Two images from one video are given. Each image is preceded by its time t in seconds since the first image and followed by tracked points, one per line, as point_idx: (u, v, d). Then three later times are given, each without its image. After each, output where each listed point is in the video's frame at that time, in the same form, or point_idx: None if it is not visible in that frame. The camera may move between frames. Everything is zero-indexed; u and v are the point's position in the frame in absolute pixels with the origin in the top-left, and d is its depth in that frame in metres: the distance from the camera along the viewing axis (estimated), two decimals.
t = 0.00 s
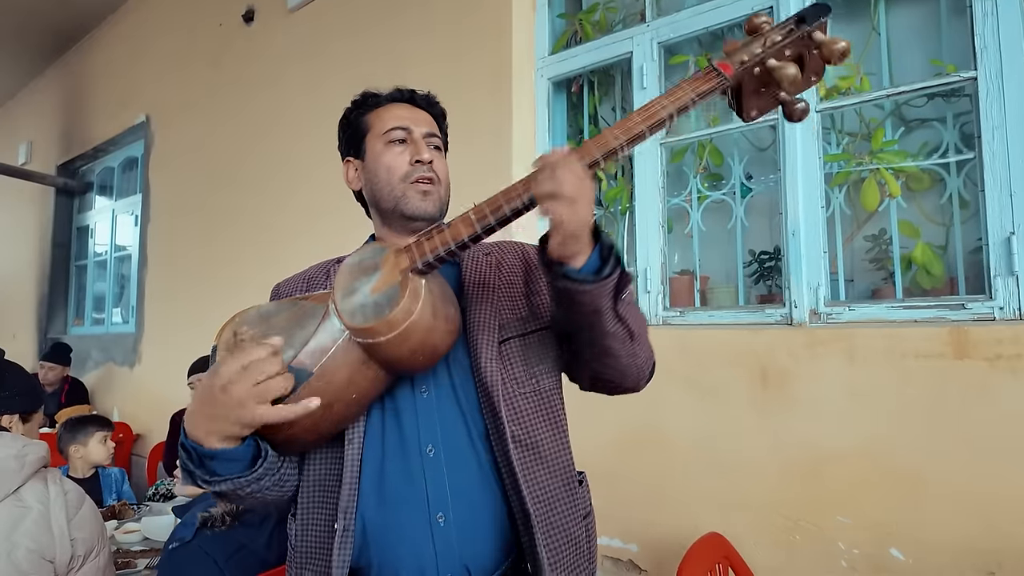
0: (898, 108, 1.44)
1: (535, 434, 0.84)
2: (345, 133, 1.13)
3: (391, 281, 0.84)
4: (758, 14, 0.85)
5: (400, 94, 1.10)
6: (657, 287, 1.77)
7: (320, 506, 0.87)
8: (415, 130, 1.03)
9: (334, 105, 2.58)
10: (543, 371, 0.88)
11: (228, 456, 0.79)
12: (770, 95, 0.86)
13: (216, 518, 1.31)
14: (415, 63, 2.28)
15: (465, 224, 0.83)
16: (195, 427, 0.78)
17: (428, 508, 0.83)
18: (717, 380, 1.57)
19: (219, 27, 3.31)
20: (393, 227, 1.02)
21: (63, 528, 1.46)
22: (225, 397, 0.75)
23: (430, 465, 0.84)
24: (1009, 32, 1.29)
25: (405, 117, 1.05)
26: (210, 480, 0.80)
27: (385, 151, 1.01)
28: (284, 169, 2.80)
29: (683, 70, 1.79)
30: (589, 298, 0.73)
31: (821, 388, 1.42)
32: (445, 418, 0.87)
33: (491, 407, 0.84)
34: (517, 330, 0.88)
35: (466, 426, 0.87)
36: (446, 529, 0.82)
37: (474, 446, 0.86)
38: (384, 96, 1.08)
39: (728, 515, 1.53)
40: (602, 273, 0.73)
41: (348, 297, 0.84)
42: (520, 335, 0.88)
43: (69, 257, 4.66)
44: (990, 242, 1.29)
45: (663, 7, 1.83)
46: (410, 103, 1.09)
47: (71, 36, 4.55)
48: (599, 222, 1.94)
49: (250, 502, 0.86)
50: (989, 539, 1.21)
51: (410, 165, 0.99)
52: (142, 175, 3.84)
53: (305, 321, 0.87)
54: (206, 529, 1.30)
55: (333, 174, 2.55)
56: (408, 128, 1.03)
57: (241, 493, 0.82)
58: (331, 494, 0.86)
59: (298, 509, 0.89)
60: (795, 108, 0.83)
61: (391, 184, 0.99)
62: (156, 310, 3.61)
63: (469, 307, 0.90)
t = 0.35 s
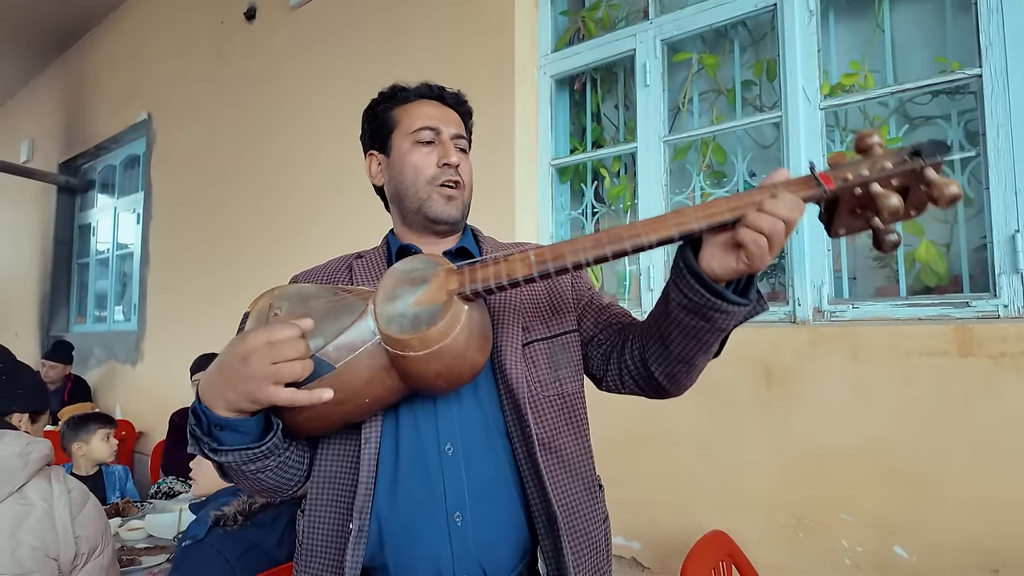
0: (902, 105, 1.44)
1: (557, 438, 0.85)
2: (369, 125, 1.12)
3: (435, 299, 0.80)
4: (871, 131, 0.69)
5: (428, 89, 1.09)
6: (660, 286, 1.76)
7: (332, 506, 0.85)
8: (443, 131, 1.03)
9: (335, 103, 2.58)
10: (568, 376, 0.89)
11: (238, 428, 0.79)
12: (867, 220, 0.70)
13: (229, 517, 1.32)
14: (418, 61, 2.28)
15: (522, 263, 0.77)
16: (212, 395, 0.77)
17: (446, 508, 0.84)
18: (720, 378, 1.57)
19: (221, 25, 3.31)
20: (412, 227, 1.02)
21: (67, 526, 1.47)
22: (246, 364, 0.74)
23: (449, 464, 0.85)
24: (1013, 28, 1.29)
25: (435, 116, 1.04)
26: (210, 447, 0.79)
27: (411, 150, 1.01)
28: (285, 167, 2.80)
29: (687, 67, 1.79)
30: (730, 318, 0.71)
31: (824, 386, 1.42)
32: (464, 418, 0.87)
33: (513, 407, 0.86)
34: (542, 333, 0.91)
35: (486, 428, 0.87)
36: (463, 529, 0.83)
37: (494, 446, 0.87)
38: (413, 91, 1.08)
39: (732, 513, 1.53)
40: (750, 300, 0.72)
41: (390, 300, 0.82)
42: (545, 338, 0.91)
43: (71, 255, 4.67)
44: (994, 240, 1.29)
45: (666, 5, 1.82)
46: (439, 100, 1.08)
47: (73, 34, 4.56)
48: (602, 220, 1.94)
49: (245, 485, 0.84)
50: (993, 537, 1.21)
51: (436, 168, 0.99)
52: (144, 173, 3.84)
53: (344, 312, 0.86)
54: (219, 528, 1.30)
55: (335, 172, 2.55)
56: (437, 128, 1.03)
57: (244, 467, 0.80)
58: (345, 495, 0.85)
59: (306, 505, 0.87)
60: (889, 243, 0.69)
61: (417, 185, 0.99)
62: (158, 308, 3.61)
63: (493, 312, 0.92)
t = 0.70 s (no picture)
0: (904, 104, 1.44)
1: (566, 448, 0.89)
2: (383, 119, 1.12)
3: (488, 294, 0.82)
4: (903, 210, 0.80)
5: (442, 82, 1.08)
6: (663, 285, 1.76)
7: (349, 506, 0.84)
8: (458, 128, 1.03)
9: (337, 102, 2.58)
10: (578, 390, 0.93)
11: (263, 391, 0.75)
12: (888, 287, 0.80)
13: (238, 515, 1.33)
14: (420, 60, 2.28)
15: (574, 275, 0.84)
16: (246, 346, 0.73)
17: (465, 510, 0.84)
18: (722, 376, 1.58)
19: (223, 24, 3.31)
20: (425, 226, 1.03)
21: (74, 525, 1.47)
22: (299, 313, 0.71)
23: (467, 467, 0.85)
24: (1016, 28, 1.28)
25: (450, 113, 1.04)
26: (230, 414, 0.76)
27: (426, 149, 1.01)
28: (287, 166, 2.80)
29: (689, 66, 1.79)
30: (726, 362, 0.80)
31: (827, 385, 1.42)
32: (483, 420, 0.88)
33: (534, 412, 0.88)
34: (559, 345, 0.95)
35: (503, 431, 0.89)
36: (482, 531, 0.83)
37: (512, 449, 0.88)
38: (428, 86, 1.07)
39: (734, 512, 1.54)
40: (746, 349, 0.81)
41: (439, 291, 0.81)
42: (561, 349, 0.95)
43: (73, 254, 4.67)
44: (997, 239, 1.29)
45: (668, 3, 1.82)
46: (454, 94, 1.08)
47: (75, 34, 4.56)
48: (604, 219, 1.94)
49: (255, 464, 0.79)
50: (994, 536, 1.21)
51: (451, 169, 0.99)
52: (146, 172, 3.85)
53: (388, 295, 0.83)
54: (227, 526, 1.31)
55: (338, 171, 2.55)
56: (451, 126, 1.03)
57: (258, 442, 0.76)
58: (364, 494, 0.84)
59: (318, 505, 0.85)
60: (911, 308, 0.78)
61: (432, 186, 1.00)
62: (160, 307, 3.62)
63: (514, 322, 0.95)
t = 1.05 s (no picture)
0: (907, 103, 1.44)
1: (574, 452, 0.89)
2: (370, 121, 1.10)
3: (531, 282, 0.80)
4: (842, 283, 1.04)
5: (425, 77, 1.06)
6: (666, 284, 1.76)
7: (351, 504, 0.78)
8: (445, 122, 1.01)
9: (340, 102, 2.58)
10: (579, 394, 0.94)
11: (310, 326, 0.64)
12: (837, 341, 1.01)
13: (237, 515, 1.33)
14: (422, 59, 2.28)
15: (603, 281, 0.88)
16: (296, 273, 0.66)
17: (479, 511, 0.81)
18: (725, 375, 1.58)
19: (224, 23, 3.31)
20: (419, 224, 1.01)
21: (78, 523, 1.47)
22: (363, 245, 0.63)
23: (480, 466, 0.82)
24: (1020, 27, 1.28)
25: (436, 107, 1.02)
26: (267, 347, 0.64)
27: (414, 146, 0.99)
28: (290, 165, 2.80)
29: (691, 65, 1.79)
30: (712, 384, 0.87)
31: (830, 384, 1.41)
32: (494, 420, 0.87)
33: (549, 414, 0.88)
34: (565, 347, 0.96)
35: (513, 431, 0.88)
36: (495, 533, 0.81)
37: (523, 448, 0.88)
38: (411, 81, 1.05)
39: (737, 511, 1.54)
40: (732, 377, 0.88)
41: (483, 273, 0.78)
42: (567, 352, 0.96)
43: (75, 253, 4.68)
44: (999, 238, 1.29)
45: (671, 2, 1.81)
46: (438, 88, 1.06)
47: (76, 33, 4.57)
48: (606, 218, 1.94)
49: (267, 424, 0.67)
50: (998, 535, 1.21)
51: (440, 163, 0.97)
52: (148, 171, 3.85)
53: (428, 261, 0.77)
54: (226, 526, 1.31)
55: (340, 170, 2.55)
56: (438, 120, 1.01)
57: (288, 387, 0.64)
58: (373, 491, 0.79)
59: (316, 507, 0.79)
60: (859, 357, 0.97)
61: (422, 182, 0.97)
62: (162, 307, 3.62)
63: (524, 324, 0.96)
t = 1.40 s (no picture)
0: (909, 102, 1.43)
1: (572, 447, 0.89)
2: (355, 119, 1.09)
3: (540, 278, 0.80)
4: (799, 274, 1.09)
5: (415, 76, 1.06)
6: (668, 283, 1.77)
7: (365, 511, 0.77)
8: (435, 120, 1.01)
9: (342, 101, 2.58)
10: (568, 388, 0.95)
11: (346, 327, 0.64)
12: (798, 328, 1.06)
13: (239, 514, 1.33)
14: (424, 58, 2.28)
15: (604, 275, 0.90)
16: (326, 275, 0.65)
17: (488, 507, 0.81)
18: (727, 374, 1.58)
19: (227, 22, 3.31)
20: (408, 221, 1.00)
21: (81, 521, 1.48)
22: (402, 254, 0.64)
23: (488, 463, 0.82)
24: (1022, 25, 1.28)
25: (426, 106, 1.02)
26: (302, 352, 0.63)
27: (405, 144, 0.99)
28: (292, 164, 2.81)
29: (693, 64, 1.79)
30: (698, 369, 0.90)
31: (832, 383, 1.41)
32: (497, 419, 0.87)
33: (550, 411, 0.90)
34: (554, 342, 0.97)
35: (517, 430, 0.88)
36: (505, 530, 0.81)
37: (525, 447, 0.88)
38: (400, 80, 1.05)
39: (738, 510, 1.54)
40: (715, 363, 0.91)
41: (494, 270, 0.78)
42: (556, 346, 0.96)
43: (78, 252, 4.68)
44: (1002, 237, 1.29)
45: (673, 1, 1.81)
46: (427, 87, 1.06)
47: (79, 33, 4.58)
48: (608, 217, 1.94)
49: (293, 430, 0.67)
50: (998, 534, 1.21)
51: (432, 162, 0.97)
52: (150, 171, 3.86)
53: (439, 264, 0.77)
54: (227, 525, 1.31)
55: (342, 169, 2.55)
56: (428, 119, 1.01)
57: (321, 391, 0.64)
58: (387, 496, 0.78)
59: (326, 516, 0.77)
60: (818, 341, 1.04)
61: (413, 180, 0.97)
62: (164, 306, 3.63)
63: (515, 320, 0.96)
